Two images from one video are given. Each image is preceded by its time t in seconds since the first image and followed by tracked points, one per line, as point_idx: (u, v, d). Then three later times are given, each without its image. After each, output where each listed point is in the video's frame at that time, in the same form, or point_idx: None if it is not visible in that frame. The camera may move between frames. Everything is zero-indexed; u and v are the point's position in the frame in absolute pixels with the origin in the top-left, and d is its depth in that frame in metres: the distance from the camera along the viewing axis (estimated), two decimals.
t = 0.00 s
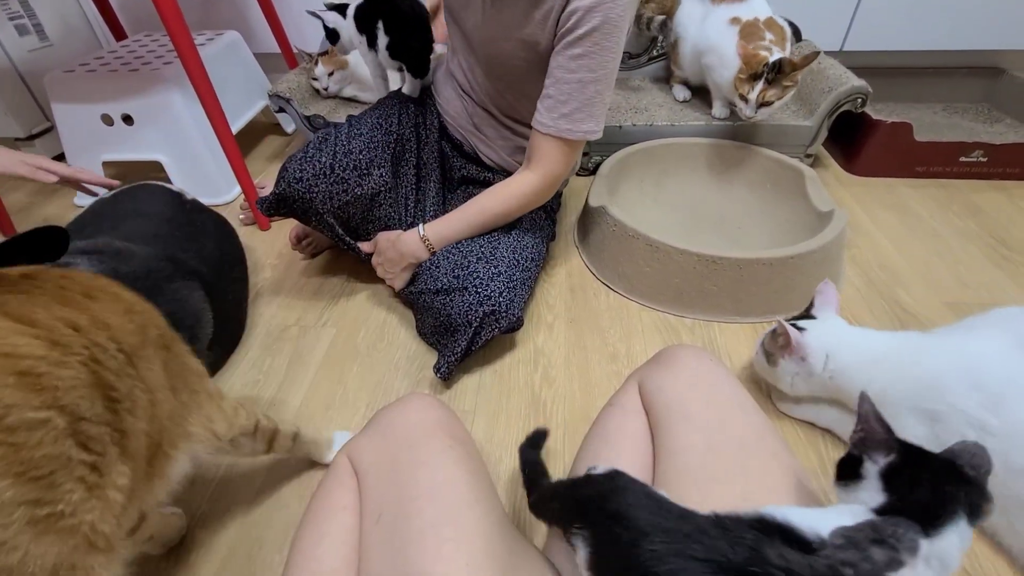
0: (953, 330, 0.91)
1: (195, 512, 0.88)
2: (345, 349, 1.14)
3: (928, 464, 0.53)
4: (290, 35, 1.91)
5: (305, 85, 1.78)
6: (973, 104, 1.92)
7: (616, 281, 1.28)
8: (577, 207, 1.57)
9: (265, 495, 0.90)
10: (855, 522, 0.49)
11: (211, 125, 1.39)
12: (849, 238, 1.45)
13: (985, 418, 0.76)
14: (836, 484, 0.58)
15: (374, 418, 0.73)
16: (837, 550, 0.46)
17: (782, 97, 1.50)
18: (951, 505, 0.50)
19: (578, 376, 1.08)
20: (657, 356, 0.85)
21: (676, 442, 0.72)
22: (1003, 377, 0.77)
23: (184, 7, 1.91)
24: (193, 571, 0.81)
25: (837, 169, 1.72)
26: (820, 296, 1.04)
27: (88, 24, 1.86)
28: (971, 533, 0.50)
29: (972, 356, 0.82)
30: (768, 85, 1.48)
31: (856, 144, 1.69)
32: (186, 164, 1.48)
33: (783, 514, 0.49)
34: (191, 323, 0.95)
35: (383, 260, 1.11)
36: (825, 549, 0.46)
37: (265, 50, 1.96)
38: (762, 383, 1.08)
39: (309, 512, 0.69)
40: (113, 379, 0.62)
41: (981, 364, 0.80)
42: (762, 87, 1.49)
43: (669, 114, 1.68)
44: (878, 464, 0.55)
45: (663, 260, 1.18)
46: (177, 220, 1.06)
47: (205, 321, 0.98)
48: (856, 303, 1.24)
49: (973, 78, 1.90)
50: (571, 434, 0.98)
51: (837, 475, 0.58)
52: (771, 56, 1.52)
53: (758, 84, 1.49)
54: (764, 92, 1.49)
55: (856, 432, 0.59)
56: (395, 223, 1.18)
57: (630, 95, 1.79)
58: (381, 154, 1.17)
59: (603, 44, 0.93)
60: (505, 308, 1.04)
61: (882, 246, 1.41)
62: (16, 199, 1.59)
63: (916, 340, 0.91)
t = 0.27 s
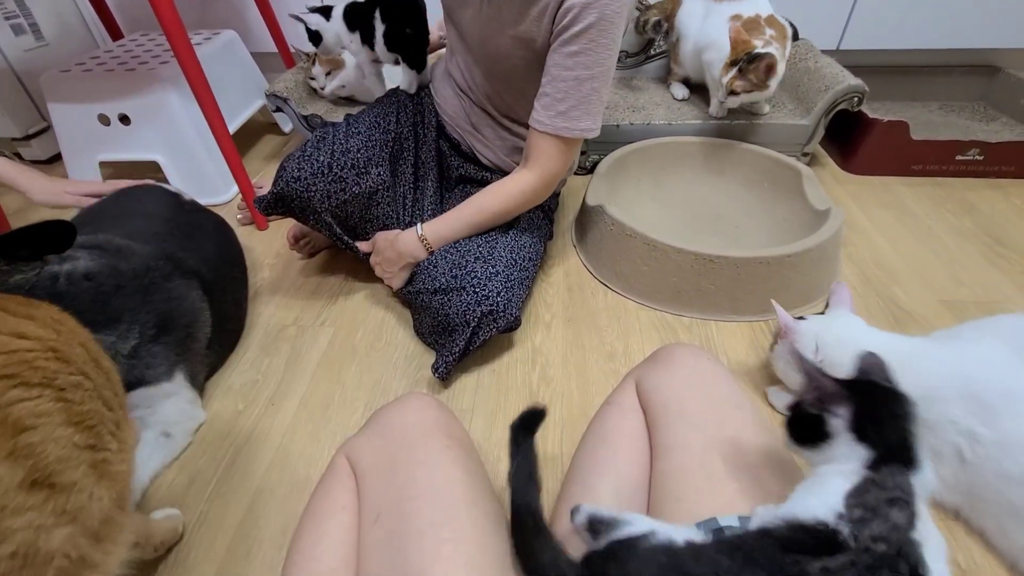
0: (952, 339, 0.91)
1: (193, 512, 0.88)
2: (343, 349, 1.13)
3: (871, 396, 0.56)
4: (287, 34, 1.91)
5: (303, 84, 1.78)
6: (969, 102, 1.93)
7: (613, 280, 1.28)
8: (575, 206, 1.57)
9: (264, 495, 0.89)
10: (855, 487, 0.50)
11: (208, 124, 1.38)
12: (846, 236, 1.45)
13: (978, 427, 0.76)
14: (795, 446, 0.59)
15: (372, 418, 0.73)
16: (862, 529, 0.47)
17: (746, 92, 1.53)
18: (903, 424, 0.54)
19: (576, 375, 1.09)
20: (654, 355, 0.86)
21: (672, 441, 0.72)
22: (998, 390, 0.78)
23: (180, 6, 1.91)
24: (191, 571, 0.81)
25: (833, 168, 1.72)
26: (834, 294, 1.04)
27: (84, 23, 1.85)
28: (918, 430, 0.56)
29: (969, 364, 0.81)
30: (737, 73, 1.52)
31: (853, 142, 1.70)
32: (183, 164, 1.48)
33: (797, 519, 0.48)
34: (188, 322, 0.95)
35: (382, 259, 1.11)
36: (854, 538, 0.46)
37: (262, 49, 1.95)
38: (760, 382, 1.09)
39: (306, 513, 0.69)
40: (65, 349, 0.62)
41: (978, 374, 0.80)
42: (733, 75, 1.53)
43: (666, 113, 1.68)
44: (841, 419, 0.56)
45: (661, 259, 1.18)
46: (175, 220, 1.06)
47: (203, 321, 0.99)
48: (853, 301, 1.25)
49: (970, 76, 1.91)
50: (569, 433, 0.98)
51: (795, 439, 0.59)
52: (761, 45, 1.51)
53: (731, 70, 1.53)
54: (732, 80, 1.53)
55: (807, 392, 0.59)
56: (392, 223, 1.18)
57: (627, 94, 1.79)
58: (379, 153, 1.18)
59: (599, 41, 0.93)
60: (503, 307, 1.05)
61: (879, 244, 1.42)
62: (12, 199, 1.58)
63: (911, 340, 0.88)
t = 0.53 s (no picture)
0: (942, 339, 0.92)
1: (194, 513, 0.88)
2: (343, 351, 1.14)
3: (769, 366, 0.66)
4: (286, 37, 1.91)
5: (302, 87, 1.79)
6: (963, 103, 1.94)
7: (611, 281, 1.29)
8: (573, 207, 1.58)
9: (265, 496, 0.90)
10: (790, 447, 0.60)
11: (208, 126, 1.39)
12: (841, 236, 1.46)
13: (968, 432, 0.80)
14: (722, 431, 0.68)
15: (372, 419, 0.74)
16: (806, 484, 0.57)
17: (721, 90, 1.54)
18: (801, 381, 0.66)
19: (574, 375, 1.10)
20: (651, 355, 0.87)
21: (668, 441, 0.73)
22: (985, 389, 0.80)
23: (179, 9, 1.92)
24: (193, 571, 0.82)
25: (829, 168, 1.73)
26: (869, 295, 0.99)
27: (83, 27, 1.86)
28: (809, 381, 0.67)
29: (957, 366, 0.84)
30: (717, 69, 1.54)
31: (849, 143, 1.71)
32: (183, 167, 1.49)
33: (755, 504, 0.56)
34: (192, 324, 0.96)
35: (381, 261, 1.11)
36: (800, 497, 0.56)
37: (261, 52, 1.96)
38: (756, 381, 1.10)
39: (307, 513, 0.70)
40: None
41: (964, 374, 0.82)
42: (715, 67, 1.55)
43: (663, 115, 1.69)
44: (757, 400, 0.64)
45: (658, 261, 1.19)
46: (178, 223, 1.07)
47: (206, 321, 1.00)
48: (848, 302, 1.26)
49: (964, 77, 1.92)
50: (568, 434, 0.99)
51: (722, 426, 0.67)
52: (750, 45, 1.53)
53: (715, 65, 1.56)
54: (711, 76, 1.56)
55: (725, 383, 0.66)
56: (391, 225, 1.19)
57: (624, 95, 1.81)
58: (380, 153, 1.18)
59: (603, 46, 0.94)
60: (501, 309, 1.05)
61: (874, 245, 1.43)
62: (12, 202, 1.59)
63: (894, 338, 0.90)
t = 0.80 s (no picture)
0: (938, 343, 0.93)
1: (195, 513, 0.88)
2: (343, 351, 1.14)
3: (758, 390, 0.64)
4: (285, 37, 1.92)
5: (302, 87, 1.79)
6: (960, 103, 1.95)
7: (609, 280, 1.30)
8: (571, 208, 1.58)
9: (266, 496, 0.90)
10: (789, 474, 0.58)
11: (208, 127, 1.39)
12: (839, 236, 1.46)
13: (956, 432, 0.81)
14: (722, 464, 0.64)
15: (372, 418, 0.75)
16: (807, 512, 0.55)
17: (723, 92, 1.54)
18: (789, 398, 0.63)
19: (573, 375, 1.10)
20: (650, 355, 0.87)
21: (667, 441, 0.74)
22: (978, 395, 0.81)
23: (178, 10, 1.92)
24: (194, 570, 0.82)
25: (827, 168, 1.74)
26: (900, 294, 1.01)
27: (82, 28, 1.86)
28: (791, 395, 0.65)
29: (953, 369, 0.84)
30: (717, 72, 1.54)
31: (847, 143, 1.71)
32: (183, 168, 1.49)
33: (754, 533, 0.55)
34: (196, 325, 0.96)
35: (381, 261, 1.12)
36: (802, 526, 0.54)
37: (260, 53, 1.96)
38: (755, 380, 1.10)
39: (308, 513, 0.70)
40: None
41: (959, 377, 0.83)
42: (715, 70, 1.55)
43: (662, 115, 1.70)
44: (759, 428, 0.61)
45: (656, 261, 1.20)
46: (181, 224, 1.07)
47: (212, 322, 1.00)
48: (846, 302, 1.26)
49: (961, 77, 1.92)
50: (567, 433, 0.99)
51: (723, 460, 0.64)
52: (745, 49, 1.53)
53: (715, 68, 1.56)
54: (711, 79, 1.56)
55: (726, 417, 0.62)
56: (390, 225, 1.19)
57: (623, 96, 1.81)
58: (380, 153, 1.18)
59: (607, 47, 0.94)
60: (501, 309, 1.06)
61: (871, 245, 1.43)
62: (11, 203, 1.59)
63: (892, 336, 0.92)
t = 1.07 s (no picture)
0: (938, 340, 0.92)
1: (192, 514, 0.88)
2: (341, 351, 1.14)
3: (762, 411, 0.62)
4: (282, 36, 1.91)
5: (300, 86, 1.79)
6: (959, 101, 1.94)
7: (608, 279, 1.29)
8: (570, 207, 1.58)
9: (264, 497, 0.90)
10: (795, 504, 0.56)
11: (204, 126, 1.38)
12: (839, 235, 1.46)
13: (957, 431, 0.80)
14: (731, 491, 0.62)
15: (371, 418, 0.74)
16: (813, 545, 0.54)
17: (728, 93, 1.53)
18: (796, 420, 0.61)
19: (573, 374, 1.09)
20: (649, 354, 0.87)
21: (668, 441, 0.73)
22: (980, 392, 0.80)
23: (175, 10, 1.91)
24: (192, 571, 0.81)
25: (826, 167, 1.73)
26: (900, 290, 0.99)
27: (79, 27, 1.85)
28: (796, 411, 0.63)
29: (955, 367, 0.84)
30: (720, 74, 1.52)
31: (846, 141, 1.71)
32: (180, 167, 1.49)
33: (757, 556, 0.53)
34: (192, 323, 0.95)
35: (379, 260, 1.11)
36: (808, 556, 0.53)
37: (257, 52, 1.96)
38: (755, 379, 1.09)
39: (306, 513, 0.70)
40: None
41: (960, 375, 0.83)
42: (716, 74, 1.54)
43: (661, 114, 1.69)
44: (768, 450, 0.59)
45: (655, 259, 1.19)
46: (177, 223, 1.06)
47: (209, 321, 1.00)
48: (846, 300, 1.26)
49: (960, 75, 1.92)
50: (567, 433, 0.99)
51: (733, 489, 0.62)
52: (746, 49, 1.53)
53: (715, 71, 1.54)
54: (714, 80, 1.54)
55: (736, 444, 0.61)
56: (389, 224, 1.19)
57: (622, 95, 1.80)
58: (378, 150, 1.17)
59: (605, 41, 0.94)
60: (501, 307, 1.05)
61: (871, 243, 1.43)
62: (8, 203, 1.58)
63: (892, 334, 0.92)
